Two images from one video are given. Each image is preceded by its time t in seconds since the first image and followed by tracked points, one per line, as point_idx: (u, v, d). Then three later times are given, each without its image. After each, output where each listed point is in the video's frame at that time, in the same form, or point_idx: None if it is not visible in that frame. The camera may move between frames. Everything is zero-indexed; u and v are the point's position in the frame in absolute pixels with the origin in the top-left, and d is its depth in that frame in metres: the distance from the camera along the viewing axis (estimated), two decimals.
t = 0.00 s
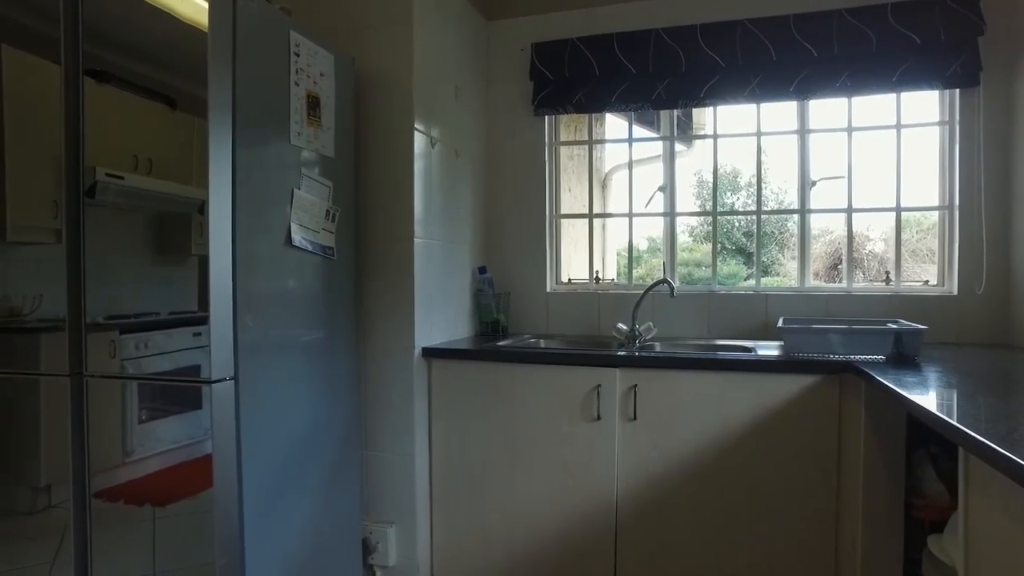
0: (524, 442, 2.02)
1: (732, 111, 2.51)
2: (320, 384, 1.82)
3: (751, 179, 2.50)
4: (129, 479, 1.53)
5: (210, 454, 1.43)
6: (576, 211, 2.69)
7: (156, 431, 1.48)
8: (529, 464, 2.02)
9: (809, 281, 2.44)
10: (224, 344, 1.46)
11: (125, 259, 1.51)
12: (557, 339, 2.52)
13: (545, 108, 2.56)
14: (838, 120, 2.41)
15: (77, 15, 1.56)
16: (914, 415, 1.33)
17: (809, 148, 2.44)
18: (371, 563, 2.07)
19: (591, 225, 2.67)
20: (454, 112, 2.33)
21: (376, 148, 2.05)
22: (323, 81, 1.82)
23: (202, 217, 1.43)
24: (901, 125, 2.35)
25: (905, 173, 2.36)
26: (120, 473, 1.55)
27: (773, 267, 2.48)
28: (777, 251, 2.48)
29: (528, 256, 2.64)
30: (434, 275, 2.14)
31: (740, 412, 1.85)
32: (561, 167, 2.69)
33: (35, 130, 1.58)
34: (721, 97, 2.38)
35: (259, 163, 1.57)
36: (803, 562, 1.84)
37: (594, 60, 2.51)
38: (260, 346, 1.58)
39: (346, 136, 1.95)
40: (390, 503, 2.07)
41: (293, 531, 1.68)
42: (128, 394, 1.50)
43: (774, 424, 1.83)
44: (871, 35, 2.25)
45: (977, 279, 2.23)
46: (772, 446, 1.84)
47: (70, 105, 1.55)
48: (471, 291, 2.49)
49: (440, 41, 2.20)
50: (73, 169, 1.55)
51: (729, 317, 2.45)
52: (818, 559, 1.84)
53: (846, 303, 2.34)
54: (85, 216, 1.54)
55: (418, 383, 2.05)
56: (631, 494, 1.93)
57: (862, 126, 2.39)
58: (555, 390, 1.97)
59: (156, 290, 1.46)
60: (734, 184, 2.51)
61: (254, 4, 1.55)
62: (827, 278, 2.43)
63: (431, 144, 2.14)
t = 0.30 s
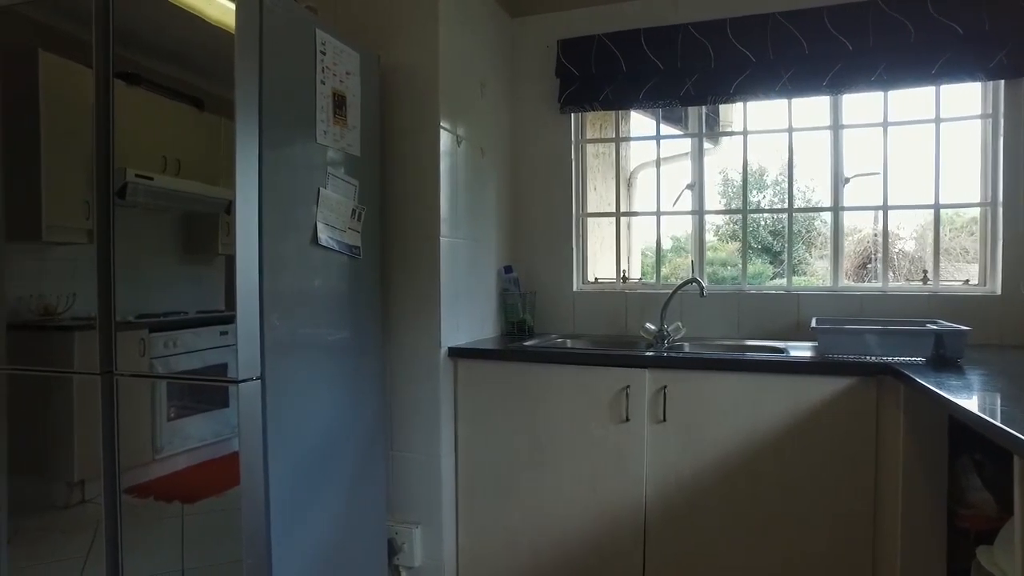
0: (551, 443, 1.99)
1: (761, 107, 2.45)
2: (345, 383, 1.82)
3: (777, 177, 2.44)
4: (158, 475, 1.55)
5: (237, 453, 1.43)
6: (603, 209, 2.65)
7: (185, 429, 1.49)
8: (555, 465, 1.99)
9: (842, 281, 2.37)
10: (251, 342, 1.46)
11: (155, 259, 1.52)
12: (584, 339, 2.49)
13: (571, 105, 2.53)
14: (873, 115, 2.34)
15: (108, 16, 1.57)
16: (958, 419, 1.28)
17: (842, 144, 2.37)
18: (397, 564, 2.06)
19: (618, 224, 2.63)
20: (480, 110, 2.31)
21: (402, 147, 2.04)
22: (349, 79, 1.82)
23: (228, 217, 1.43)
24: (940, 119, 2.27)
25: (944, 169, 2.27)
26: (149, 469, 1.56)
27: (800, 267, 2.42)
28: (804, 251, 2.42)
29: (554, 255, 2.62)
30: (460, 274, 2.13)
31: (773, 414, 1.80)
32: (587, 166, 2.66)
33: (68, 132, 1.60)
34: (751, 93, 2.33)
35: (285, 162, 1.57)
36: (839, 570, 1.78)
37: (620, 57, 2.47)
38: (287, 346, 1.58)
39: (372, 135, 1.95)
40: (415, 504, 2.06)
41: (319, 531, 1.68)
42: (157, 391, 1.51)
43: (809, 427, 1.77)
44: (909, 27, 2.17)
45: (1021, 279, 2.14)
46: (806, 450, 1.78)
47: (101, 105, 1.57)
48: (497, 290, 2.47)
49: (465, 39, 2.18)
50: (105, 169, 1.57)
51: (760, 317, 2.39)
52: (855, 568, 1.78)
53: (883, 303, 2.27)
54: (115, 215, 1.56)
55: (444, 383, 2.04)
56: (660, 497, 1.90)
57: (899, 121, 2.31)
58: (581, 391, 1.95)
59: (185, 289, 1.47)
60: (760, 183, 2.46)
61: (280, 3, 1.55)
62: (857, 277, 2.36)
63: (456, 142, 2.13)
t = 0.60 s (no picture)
0: (584, 444, 1.96)
1: (799, 101, 2.37)
2: (377, 382, 1.81)
3: (812, 175, 2.37)
4: (193, 471, 1.57)
5: (270, 451, 1.44)
6: (636, 207, 2.61)
7: (219, 426, 1.50)
8: (589, 467, 1.96)
9: (885, 281, 2.28)
10: (284, 341, 1.46)
11: (193, 258, 1.55)
12: (617, 338, 2.45)
13: (604, 101, 2.48)
14: (919, 107, 2.24)
15: (144, 17, 1.58)
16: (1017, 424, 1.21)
17: (885, 138, 2.28)
18: (427, 564, 2.05)
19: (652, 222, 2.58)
20: (511, 107, 2.29)
21: (433, 145, 2.03)
22: (380, 77, 1.81)
23: (262, 216, 1.43)
24: (992, 110, 2.16)
25: (996, 162, 2.17)
26: (186, 465, 1.58)
27: (835, 266, 2.34)
28: (838, 250, 2.34)
29: (587, 254, 2.58)
30: (492, 273, 2.11)
31: (814, 418, 1.73)
32: (619, 163, 2.61)
33: (107, 132, 1.63)
34: (790, 87, 2.25)
35: (318, 161, 1.57)
36: None
37: (654, 51, 2.41)
38: (318, 345, 1.57)
39: (403, 133, 1.94)
40: (447, 504, 2.05)
41: (350, 531, 1.67)
42: (192, 389, 1.52)
43: (853, 432, 1.71)
44: (958, 15, 2.08)
45: None
46: (850, 456, 1.71)
47: (138, 106, 1.58)
48: (529, 289, 2.45)
49: (496, 35, 2.16)
50: (141, 169, 1.58)
51: (799, 317, 2.31)
52: None
53: (930, 303, 2.17)
54: (150, 215, 1.58)
55: (476, 382, 2.02)
56: (696, 501, 1.85)
57: (947, 113, 2.21)
58: (615, 392, 1.91)
59: (220, 288, 1.49)
60: (794, 180, 2.39)
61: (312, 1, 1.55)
62: (896, 276, 2.28)
63: (488, 140, 2.11)
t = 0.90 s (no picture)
0: (615, 445, 1.92)
1: (837, 95, 2.30)
2: (407, 381, 1.81)
3: (846, 172, 2.30)
4: (227, 468, 1.59)
5: (301, 448, 1.44)
6: (669, 205, 2.56)
7: (251, 424, 1.50)
8: (621, 469, 1.92)
9: (928, 280, 2.19)
10: (314, 340, 1.46)
11: (227, 257, 1.56)
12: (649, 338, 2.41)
13: (635, 98, 2.44)
14: (965, 99, 2.15)
15: (178, 18, 1.60)
16: None
17: (929, 132, 2.19)
18: (457, 565, 2.04)
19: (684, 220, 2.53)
20: (541, 105, 2.27)
21: (463, 143, 2.02)
22: (410, 75, 1.81)
23: (292, 216, 1.44)
24: None
25: None
26: (219, 462, 1.60)
27: (868, 266, 2.27)
28: (872, 249, 2.27)
29: (618, 253, 2.54)
30: (522, 272, 2.09)
31: (855, 421, 1.67)
32: (651, 161, 2.57)
33: (143, 134, 1.65)
34: (827, 80, 2.19)
35: (348, 160, 1.57)
36: None
37: (686, 45, 2.36)
38: (348, 344, 1.57)
39: (433, 131, 1.93)
40: (476, 504, 2.03)
41: (379, 531, 1.67)
42: (225, 387, 1.53)
43: (897, 436, 1.64)
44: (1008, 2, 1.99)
45: None
46: (894, 462, 1.65)
47: (172, 107, 1.60)
48: (559, 288, 2.42)
49: (526, 31, 2.14)
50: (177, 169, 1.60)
51: (837, 317, 2.24)
52: None
53: (977, 303, 2.08)
54: (184, 215, 1.59)
55: (507, 382, 2.00)
56: (731, 506, 1.80)
57: (996, 105, 2.12)
58: (648, 392, 1.87)
59: (252, 287, 1.49)
60: (829, 178, 2.31)
61: None
62: (937, 276, 2.20)
63: (518, 138, 2.09)
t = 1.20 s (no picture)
0: (649, 447, 1.89)
1: (879, 88, 2.22)
2: (440, 381, 1.81)
3: (885, 169, 2.22)
4: (262, 464, 1.61)
5: (335, 447, 1.45)
6: (705, 202, 2.51)
7: (286, 421, 1.52)
8: (656, 471, 1.89)
9: (977, 280, 2.10)
10: (348, 339, 1.47)
11: (262, 256, 1.58)
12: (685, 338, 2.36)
13: (669, 94, 2.41)
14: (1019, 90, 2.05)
15: (215, 22, 1.63)
16: None
17: (979, 125, 2.10)
18: (489, 564, 2.03)
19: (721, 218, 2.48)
20: (575, 102, 2.25)
21: (496, 141, 2.01)
22: (443, 73, 1.81)
23: (326, 216, 1.45)
24: None
25: None
26: (256, 458, 1.62)
27: (909, 264, 2.20)
28: (915, 247, 2.19)
29: (652, 252, 2.50)
30: (556, 270, 2.07)
31: (901, 426, 1.61)
32: (685, 158, 2.52)
33: (182, 135, 1.68)
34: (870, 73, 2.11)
35: (381, 159, 1.58)
36: None
37: (722, 40, 2.31)
38: (382, 343, 1.57)
39: (466, 130, 1.93)
40: (508, 505, 2.02)
41: (412, 531, 1.67)
42: (261, 384, 1.56)
43: (946, 442, 1.57)
44: None
45: None
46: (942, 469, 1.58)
47: (210, 109, 1.63)
48: (593, 287, 2.40)
49: (559, 28, 2.12)
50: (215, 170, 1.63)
51: (880, 317, 2.17)
52: None
53: None
54: (221, 215, 1.62)
55: (540, 381, 1.99)
56: (769, 510, 1.76)
57: None
58: (683, 393, 1.84)
59: (288, 286, 1.51)
60: (867, 174, 2.24)
61: None
62: (986, 276, 2.11)
63: (551, 135, 2.07)
